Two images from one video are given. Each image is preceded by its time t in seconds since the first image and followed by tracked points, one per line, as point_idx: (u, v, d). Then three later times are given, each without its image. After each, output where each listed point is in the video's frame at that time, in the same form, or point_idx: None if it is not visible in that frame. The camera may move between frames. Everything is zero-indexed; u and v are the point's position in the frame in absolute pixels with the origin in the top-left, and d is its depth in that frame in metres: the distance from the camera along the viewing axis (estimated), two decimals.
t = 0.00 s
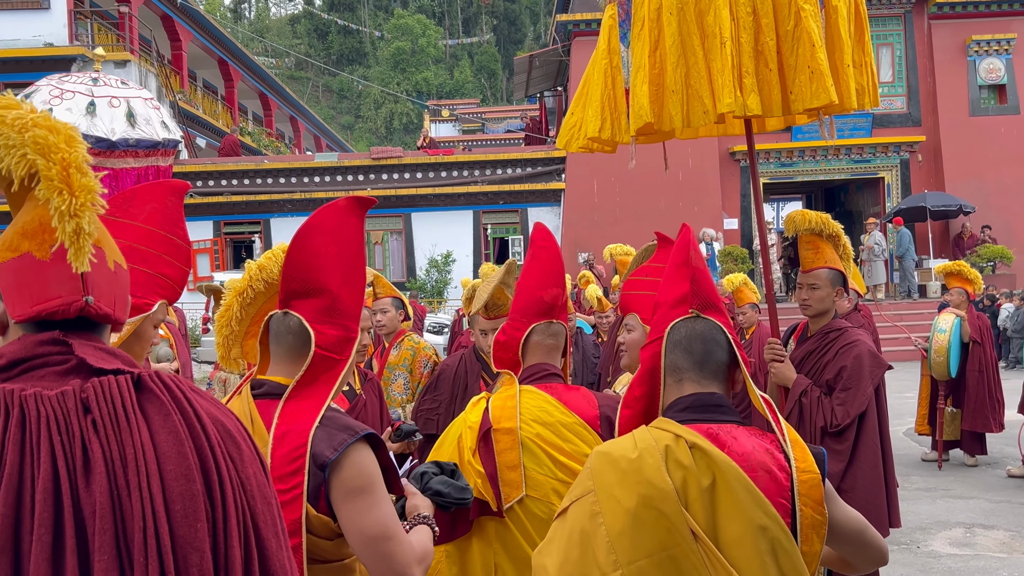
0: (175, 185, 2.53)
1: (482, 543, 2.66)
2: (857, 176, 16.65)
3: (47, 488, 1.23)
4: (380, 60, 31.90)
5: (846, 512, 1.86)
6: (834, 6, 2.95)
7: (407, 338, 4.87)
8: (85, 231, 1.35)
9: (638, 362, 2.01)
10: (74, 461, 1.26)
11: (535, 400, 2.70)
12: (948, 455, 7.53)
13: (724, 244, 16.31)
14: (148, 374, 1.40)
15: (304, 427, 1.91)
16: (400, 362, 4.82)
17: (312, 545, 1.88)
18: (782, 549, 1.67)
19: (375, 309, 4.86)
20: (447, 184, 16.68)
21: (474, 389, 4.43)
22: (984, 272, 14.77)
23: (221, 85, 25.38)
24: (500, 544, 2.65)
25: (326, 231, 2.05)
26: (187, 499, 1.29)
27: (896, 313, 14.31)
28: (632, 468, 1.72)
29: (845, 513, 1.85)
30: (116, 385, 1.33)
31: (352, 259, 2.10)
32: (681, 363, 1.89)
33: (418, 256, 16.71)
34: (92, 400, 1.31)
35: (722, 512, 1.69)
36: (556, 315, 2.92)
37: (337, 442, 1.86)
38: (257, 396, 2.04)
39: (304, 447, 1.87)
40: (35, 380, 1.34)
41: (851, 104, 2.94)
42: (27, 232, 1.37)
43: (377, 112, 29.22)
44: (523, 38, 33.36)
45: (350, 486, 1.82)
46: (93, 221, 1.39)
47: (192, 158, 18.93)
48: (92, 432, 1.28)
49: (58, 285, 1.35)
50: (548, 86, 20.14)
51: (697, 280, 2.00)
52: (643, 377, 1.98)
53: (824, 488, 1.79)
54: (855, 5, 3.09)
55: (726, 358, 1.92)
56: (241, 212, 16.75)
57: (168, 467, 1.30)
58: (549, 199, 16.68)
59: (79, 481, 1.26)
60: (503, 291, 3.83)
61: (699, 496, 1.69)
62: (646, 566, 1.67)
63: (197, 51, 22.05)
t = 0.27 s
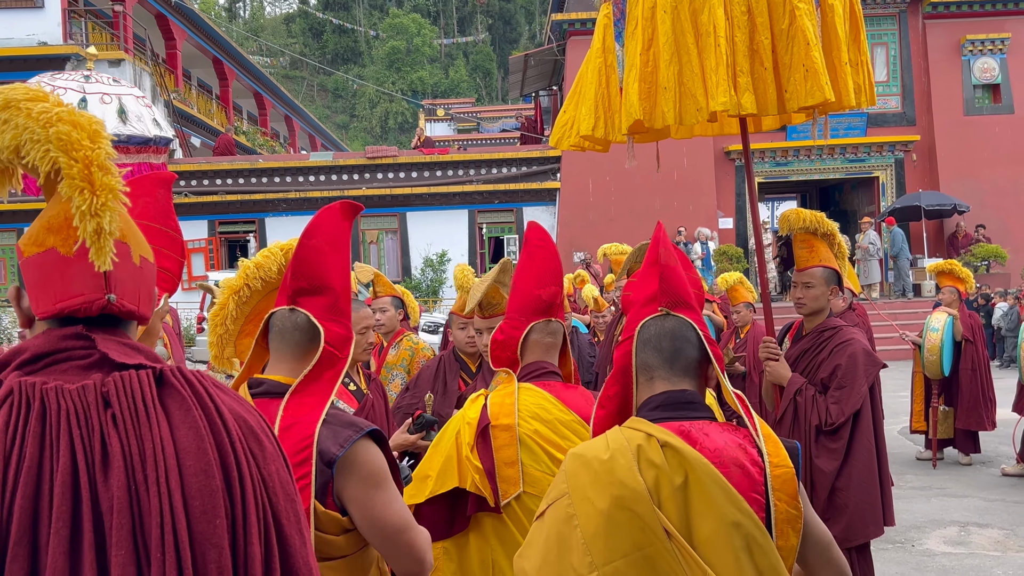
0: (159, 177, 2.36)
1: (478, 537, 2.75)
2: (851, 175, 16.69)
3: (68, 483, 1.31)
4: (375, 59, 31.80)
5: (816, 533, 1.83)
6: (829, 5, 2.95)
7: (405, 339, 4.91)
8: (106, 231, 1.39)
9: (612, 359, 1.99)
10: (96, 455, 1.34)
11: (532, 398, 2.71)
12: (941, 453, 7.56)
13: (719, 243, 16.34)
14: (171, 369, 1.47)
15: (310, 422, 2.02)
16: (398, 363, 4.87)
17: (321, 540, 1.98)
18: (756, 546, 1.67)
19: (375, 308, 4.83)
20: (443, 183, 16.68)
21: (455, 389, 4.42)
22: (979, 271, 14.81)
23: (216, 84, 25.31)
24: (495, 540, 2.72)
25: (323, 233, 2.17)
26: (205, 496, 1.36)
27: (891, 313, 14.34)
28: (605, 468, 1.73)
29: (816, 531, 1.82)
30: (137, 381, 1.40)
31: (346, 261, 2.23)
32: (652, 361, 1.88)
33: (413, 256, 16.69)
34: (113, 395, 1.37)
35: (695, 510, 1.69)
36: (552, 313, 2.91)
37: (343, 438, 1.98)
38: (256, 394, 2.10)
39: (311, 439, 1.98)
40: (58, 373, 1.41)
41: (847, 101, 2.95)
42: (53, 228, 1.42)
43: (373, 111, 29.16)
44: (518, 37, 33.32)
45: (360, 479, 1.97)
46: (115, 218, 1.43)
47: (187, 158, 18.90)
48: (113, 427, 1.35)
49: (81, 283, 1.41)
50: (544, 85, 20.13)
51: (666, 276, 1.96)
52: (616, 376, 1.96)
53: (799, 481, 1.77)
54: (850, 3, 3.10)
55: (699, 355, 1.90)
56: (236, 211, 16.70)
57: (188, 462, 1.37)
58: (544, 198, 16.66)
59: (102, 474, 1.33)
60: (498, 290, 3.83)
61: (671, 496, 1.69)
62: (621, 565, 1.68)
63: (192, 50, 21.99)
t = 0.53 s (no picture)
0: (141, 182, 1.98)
1: (476, 537, 2.81)
2: (850, 175, 16.73)
3: (83, 485, 1.35)
4: (373, 60, 31.77)
5: (798, 500, 1.85)
6: (827, 5, 2.97)
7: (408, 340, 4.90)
8: (118, 236, 1.42)
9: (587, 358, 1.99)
10: (112, 458, 1.37)
11: (531, 399, 2.73)
12: (940, 453, 7.58)
13: (717, 244, 16.36)
14: (193, 374, 1.50)
15: (325, 421, 2.07)
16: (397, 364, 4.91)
17: (340, 534, 2.02)
18: (723, 547, 1.69)
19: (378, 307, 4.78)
20: (441, 185, 16.70)
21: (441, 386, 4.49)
22: (977, 271, 14.84)
23: (214, 86, 25.32)
24: (492, 540, 2.79)
25: (323, 236, 2.21)
26: (219, 504, 1.38)
27: (890, 313, 14.37)
28: (571, 473, 1.74)
29: (797, 500, 1.85)
30: (156, 385, 1.43)
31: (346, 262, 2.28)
32: (622, 362, 1.88)
33: (412, 257, 16.69)
34: (131, 399, 1.41)
35: (662, 513, 1.70)
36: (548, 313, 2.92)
37: (360, 434, 2.06)
38: (265, 394, 2.13)
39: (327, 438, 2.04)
40: (80, 375, 1.44)
41: (846, 102, 2.97)
42: (75, 232, 1.45)
43: (371, 113, 29.20)
44: (516, 38, 33.42)
45: (376, 475, 2.05)
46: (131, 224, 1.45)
47: (186, 159, 18.92)
48: (129, 430, 1.38)
49: (99, 287, 1.44)
50: (542, 87, 20.17)
51: (637, 279, 1.95)
52: (589, 378, 1.96)
53: (766, 483, 1.79)
54: (850, 4, 3.12)
55: (668, 356, 1.88)
56: (235, 213, 16.72)
57: (202, 469, 1.39)
58: (542, 199, 16.69)
59: (117, 476, 1.37)
60: (494, 292, 3.85)
61: (637, 499, 1.70)
62: (588, 568, 1.69)
63: (190, 53, 22.01)
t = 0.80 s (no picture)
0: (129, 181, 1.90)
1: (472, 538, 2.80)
2: (851, 176, 16.70)
3: (81, 494, 1.33)
4: (374, 63, 31.76)
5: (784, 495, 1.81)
6: (826, 6, 2.95)
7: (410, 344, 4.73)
8: (112, 243, 1.38)
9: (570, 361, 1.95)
10: (108, 466, 1.35)
11: (532, 400, 2.70)
12: (942, 454, 7.55)
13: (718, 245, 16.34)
14: (196, 378, 1.47)
15: (331, 422, 2.06)
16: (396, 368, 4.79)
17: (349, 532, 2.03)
18: (699, 551, 1.66)
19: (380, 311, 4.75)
20: (442, 187, 16.70)
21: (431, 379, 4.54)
22: (979, 272, 14.80)
23: (215, 89, 25.35)
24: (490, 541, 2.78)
25: (320, 238, 2.18)
26: (220, 510, 1.35)
27: (892, 314, 14.33)
28: (547, 479, 1.71)
29: (786, 493, 1.81)
30: (155, 391, 1.40)
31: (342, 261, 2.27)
32: (601, 367, 1.85)
33: (413, 260, 16.68)
34: (129, 406, 1.38)
35: (636, 517, 1.68)
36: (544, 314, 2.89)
37: (367, 432, 2.04)
38: (270, 395, 2.10)
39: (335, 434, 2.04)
40: (78, 382, 1.42)
41: (846, 105, 2.94)
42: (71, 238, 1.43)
43: (372, 116, 29.25)
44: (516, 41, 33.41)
45: (383, 475, 2.03)
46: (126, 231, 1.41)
47: (187, 163, 18.93)
48: (127, 438, 1.36)
49: (97, 293, 1.41)
50: (542, 89, 20.15)
51: (613, 286, 1.98)
52: (570, 382, 1.94)
53: (742, 485, 1.75)
54: (851, 5, 3.11)
55: (647, 358, 1.85)
56: (236, 216, 16.71)
57: (202, 476, 1.36)
58: (543, 201, 16.68)
59: (114, 485, 1.34)
60: (493, 295, 3.82)
61: (612, 504, 1.67)
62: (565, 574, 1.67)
63: (191, 56, 22.03)
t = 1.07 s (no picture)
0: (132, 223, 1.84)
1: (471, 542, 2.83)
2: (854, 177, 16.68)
3: (39, 509, 1.31)
4: (377, 66, 31.77)
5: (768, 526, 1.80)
6: (829, 8, 2.96)
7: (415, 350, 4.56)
8: (61, 253, 1.36)
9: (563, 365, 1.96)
10: (66, 479, 1.32)
11: (529, 404, 2.70)
12: (946, 454, 7.53)
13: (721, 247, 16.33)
14: (158, 386, 1.43)
15: (332, 420, 2.07)
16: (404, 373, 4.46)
17: (349, 531, 2.08)
18: (695, 555, 1.66)
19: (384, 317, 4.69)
20: (445, 190, 16.71)
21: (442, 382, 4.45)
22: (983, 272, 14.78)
23: (218, 93, 25.41)
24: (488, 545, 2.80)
25: (318, 243, 2.21)
26: (182, 519, 1.30)
27: (895, 314, 14.33)
28: (542, 483, 1.71)
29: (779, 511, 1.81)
30: (112, 400, 1.36)
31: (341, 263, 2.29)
32: (595, 372, 1.85)
33: (417, 263, 16.70)
34: (85, 416, 1.34)
35: (632, 522, 1.68)
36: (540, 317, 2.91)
37: (367, 432, 2.06)
38: (272, 398, 2.11)
39: (338, 432, 2.05)
40: (39, 394, 1.39)
41: (850, 106, 2.94)
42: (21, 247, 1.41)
43: (374, 119, 29.33)
44: (518, 43, 33.35)
45: (384, 474, 2.03)
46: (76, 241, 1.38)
47: (190, 167, 18.98)
48: (84, 449, 1.33)
49: (49, 304, 1.39)
50: (544, 91, 20.15)
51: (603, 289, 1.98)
52: (564, 385, 1.95)
53: (738, 488, 1.74)
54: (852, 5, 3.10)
55: (638, 361, 1.85)
56: (239, 220, 16.73)
57: (162, 484, 1.32)
58: (546, 204, 16.72)
59: (73, 498, 1.32)
60: (494, 297, 3.82)
61: (606, 507, 1.67)
62: None
63: (194, 60, 22.08)
